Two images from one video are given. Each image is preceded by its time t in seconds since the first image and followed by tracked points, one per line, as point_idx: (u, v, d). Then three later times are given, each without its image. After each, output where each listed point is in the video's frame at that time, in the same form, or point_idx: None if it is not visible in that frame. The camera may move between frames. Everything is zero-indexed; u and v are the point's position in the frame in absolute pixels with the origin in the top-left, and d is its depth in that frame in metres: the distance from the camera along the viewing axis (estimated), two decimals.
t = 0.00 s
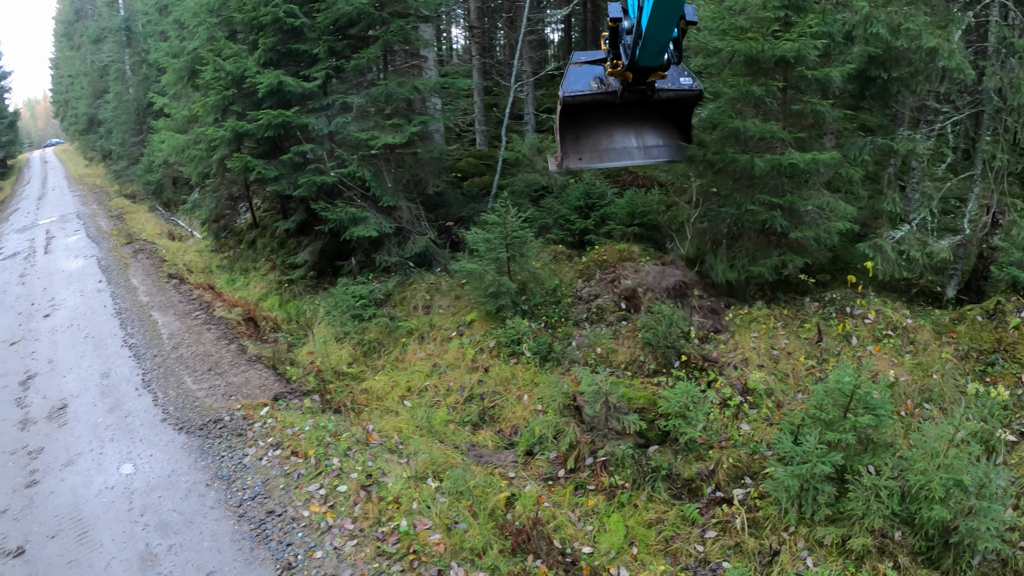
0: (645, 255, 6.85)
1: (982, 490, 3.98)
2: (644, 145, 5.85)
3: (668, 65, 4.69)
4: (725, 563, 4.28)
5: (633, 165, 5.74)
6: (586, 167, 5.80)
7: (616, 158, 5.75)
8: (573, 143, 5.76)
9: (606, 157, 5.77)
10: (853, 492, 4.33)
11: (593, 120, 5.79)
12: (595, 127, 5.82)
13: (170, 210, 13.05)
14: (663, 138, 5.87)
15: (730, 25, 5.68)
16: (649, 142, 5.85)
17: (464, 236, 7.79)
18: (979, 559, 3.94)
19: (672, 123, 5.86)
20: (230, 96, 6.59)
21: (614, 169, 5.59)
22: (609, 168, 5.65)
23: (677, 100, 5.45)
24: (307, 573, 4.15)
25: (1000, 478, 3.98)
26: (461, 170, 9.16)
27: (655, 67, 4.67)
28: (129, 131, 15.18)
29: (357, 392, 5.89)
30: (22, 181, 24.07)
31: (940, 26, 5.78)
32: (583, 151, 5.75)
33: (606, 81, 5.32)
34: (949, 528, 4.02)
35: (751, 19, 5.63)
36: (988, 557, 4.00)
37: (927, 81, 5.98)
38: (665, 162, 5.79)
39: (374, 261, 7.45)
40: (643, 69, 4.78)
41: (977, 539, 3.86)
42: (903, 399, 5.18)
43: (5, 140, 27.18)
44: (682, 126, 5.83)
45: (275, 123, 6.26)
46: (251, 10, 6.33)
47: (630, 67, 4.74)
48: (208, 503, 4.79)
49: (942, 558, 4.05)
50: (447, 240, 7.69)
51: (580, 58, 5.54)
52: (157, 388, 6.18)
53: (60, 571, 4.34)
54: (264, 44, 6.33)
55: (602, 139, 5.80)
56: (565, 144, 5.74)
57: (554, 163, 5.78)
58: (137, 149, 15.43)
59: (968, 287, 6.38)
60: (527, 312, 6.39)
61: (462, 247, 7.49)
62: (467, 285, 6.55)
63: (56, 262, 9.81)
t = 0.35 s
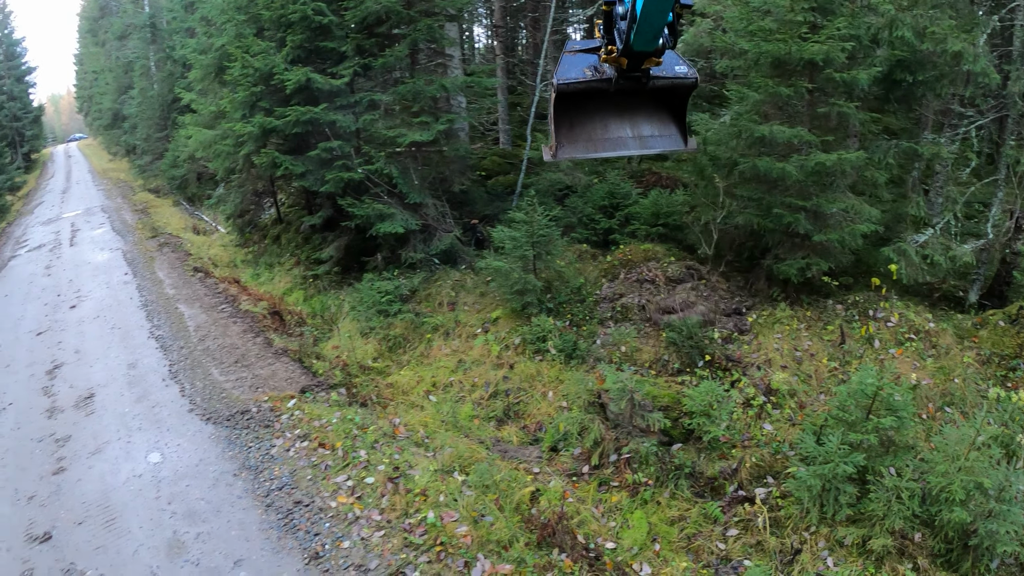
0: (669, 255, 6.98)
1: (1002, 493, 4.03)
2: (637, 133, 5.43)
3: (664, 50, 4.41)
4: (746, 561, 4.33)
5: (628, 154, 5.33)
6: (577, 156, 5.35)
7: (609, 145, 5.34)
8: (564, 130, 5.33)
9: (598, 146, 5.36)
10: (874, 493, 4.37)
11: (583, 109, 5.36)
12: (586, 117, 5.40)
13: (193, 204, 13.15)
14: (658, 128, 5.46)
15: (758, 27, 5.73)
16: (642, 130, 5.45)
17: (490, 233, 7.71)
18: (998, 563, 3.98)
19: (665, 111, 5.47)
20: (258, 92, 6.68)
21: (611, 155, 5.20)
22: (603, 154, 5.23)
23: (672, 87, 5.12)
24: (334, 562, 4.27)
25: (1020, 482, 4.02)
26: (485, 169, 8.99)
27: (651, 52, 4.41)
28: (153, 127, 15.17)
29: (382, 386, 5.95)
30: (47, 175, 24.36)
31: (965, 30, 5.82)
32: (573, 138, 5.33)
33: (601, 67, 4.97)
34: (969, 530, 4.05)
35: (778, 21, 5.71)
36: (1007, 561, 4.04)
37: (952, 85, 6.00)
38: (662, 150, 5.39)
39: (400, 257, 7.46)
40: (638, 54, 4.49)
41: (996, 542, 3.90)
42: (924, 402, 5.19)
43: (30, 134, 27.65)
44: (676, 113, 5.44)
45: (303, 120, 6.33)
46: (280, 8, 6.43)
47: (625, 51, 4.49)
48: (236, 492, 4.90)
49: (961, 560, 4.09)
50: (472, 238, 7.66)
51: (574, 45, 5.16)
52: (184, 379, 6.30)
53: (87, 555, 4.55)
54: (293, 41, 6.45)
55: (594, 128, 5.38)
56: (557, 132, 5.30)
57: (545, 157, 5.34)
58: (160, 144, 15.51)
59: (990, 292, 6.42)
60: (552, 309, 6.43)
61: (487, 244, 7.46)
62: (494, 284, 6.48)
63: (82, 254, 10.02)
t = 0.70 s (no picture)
0: (716, 255, 6.86)
1: None
2: (630, 153, 5.85)
3: (652, 56, 4.86)
4: (787, 559, 4.45)
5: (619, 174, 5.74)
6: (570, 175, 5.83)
7: (601, 166, 5.80)
8: (558, 149, 5.85)
9: (590, 165, 5.81)
10: (915, 496, 4.43)
11: (577, 128, 5.91)
12: (580, 136, 5.90)
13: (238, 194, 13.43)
14: (649, 148, 5.87)
15: (810, 28, 5.82)
16: (635, 151, 5.87)
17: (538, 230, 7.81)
18: None
19: (659, 133, 5.89)
20: (310, 85, 6.89)
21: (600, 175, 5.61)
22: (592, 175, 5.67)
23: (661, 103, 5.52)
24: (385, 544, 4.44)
25: None
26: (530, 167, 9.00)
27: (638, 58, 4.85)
28: (199, 119, 15.38)
29: (430, 377, 6.11)
30: (93, 164, 25.05)
31: (1014, 37, 5.88)
32: (566, 157, 5.82)
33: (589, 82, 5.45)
34: (1007, 537, 4.06)
35: (829, 24, 5.77)
36: None
37: (1000, 93, 6.09)
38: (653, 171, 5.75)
39: (448, 250, 7.59)
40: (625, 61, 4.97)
41: None
42: (966, 409, 5.22)
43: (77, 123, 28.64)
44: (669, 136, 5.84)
45: (355, 113, 6.53)
46: (334, 3, 6.62)
47: (613, 58, 4.93)
48: (288, 473, 5.08)
49: (998, 566, 4.11)
50: (519, 233, 7.76)
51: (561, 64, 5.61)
52: (235, 362, 6.51)
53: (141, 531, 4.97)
54: (345, 36, 6.64)
55: (587, 146, 5.87)
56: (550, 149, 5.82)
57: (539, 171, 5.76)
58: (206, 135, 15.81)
59: None
60: (599, 306, 6.55)
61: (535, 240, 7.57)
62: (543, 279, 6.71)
63: (132, 241, 10.42)
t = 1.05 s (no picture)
0: (767, 257, 7.21)
1: None
2: (616, 166, 5.97)
3: (633, 54, 5.16)
4: (831, 557, 4.54)
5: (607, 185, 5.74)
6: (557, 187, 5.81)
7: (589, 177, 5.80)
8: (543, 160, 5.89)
9: (575, 176, 5.86)
10: (957, 500, 4.50)
11: (564, 144, 6.02)
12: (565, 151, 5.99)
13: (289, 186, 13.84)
14: (636, 162, 5.97)
15: (863, 37, 6.02)
16: (621, 163, 5.99)
17: (588, 229, 8.24)
18: None
19: (643, 148, 6.06)
20: (368, 80, 7.13)
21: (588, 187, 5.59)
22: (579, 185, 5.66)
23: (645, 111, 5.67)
24: (442, 525, 4.68)
25: None
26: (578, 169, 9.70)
27: (618, 53, 5.11)
28: (250, 112, 15.92)
29: (484, 368, 6.39)
30: (142, 154, 25.83)
31: None
32: (552, 169, 5.85)
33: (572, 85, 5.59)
34: None
35: (883, 32, 5.97)
36: None
37: None
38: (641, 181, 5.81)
39: (501, 245, 7.99)
40: (607, 56, 5.18)
41: None
42: (1011, 419, 5.34)
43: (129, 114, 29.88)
44: (653, 150, 6.01)
45: (414, 108, 6.82)
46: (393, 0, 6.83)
47: (595, 54, 5.20)
48: (346, 455, 5.34)
49: None
50: (571, 231, 8.15)
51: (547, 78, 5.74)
52: (291, 348, 6.91)
53: (202, 504, 5.41)
54: (404, 33, 6.88)
55: (573, 159, 5.95)
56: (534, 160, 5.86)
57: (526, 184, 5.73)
58: (256, 127, 16.22)
59: None
60: (651, 304, 6.68)
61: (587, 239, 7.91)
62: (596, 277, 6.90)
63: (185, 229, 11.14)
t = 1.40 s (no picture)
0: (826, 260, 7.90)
1: None
2: (601, 196, 7.10)
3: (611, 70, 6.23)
4: (880, 557, 4.78)
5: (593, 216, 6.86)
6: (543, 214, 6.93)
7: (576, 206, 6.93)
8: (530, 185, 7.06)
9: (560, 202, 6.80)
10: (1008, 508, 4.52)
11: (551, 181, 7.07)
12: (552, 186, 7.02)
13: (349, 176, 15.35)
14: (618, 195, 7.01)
15: (927, 43, 6.87)
16: (608, 194, 7.11)
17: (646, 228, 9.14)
18: None
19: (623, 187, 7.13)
20: (435, 75, 7.59)
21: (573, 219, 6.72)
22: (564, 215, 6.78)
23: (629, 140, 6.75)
24: (508, 506, 5.02)
25: None
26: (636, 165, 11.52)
27: (600, 67, 6.11)
28: (313, 104, 17.92)
29: (546, 359, 6.84)
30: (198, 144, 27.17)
31: None
32: (537, 195, 7.00)
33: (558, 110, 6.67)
34: None
35: (948, 39, 6.81)
36: None
37: None
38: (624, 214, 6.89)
39: (564, 241, 8.62)
40: (588, 73, 6.24)
41: None
42: None
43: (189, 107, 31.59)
44: (631, 188, 7.10)
45: (482, 103, 7.29)
46: None
47: (578, 69, 6.20)
48: (415, 436, 5.73)
49: None
50: (631, 230, 9.11)
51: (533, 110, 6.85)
52: (358, 332, 7.37)
53: (271, 476, 5.66)
54: (473, 29, 7.39)
55: (562, 187, 7.13)
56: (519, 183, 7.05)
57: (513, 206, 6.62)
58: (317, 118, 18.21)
59: None
60: (711, 303, 7.05)
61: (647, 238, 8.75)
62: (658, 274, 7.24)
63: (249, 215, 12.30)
